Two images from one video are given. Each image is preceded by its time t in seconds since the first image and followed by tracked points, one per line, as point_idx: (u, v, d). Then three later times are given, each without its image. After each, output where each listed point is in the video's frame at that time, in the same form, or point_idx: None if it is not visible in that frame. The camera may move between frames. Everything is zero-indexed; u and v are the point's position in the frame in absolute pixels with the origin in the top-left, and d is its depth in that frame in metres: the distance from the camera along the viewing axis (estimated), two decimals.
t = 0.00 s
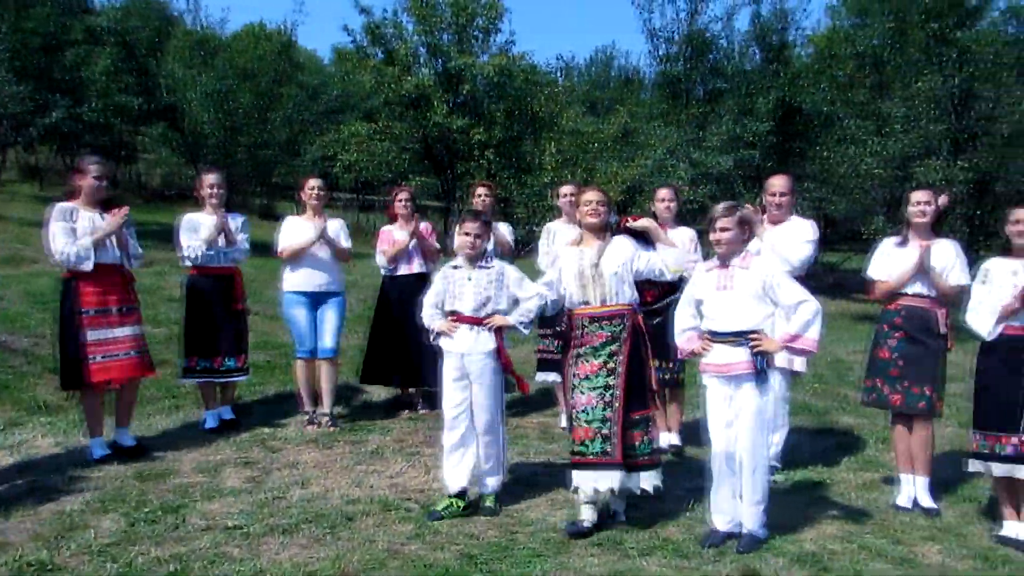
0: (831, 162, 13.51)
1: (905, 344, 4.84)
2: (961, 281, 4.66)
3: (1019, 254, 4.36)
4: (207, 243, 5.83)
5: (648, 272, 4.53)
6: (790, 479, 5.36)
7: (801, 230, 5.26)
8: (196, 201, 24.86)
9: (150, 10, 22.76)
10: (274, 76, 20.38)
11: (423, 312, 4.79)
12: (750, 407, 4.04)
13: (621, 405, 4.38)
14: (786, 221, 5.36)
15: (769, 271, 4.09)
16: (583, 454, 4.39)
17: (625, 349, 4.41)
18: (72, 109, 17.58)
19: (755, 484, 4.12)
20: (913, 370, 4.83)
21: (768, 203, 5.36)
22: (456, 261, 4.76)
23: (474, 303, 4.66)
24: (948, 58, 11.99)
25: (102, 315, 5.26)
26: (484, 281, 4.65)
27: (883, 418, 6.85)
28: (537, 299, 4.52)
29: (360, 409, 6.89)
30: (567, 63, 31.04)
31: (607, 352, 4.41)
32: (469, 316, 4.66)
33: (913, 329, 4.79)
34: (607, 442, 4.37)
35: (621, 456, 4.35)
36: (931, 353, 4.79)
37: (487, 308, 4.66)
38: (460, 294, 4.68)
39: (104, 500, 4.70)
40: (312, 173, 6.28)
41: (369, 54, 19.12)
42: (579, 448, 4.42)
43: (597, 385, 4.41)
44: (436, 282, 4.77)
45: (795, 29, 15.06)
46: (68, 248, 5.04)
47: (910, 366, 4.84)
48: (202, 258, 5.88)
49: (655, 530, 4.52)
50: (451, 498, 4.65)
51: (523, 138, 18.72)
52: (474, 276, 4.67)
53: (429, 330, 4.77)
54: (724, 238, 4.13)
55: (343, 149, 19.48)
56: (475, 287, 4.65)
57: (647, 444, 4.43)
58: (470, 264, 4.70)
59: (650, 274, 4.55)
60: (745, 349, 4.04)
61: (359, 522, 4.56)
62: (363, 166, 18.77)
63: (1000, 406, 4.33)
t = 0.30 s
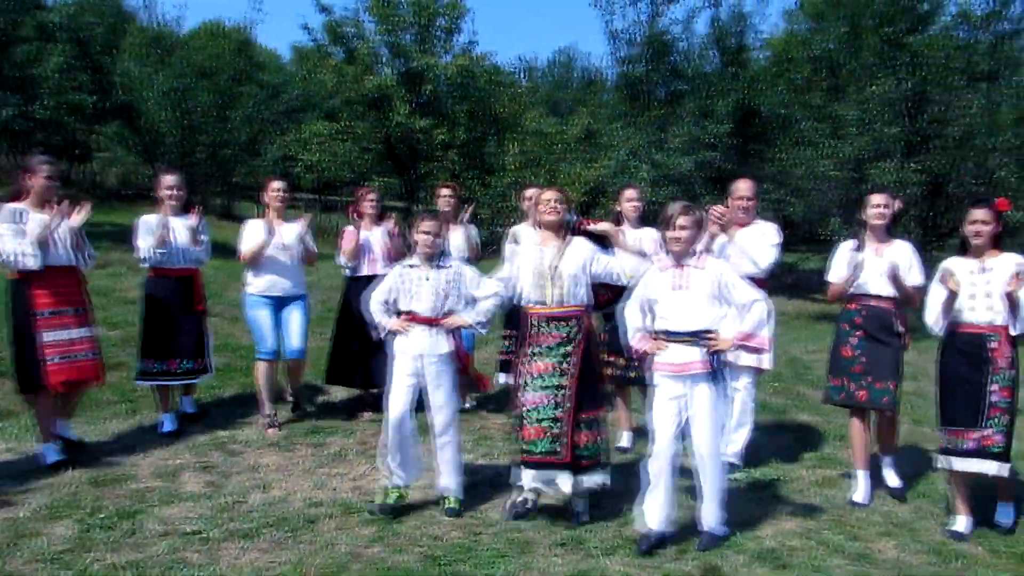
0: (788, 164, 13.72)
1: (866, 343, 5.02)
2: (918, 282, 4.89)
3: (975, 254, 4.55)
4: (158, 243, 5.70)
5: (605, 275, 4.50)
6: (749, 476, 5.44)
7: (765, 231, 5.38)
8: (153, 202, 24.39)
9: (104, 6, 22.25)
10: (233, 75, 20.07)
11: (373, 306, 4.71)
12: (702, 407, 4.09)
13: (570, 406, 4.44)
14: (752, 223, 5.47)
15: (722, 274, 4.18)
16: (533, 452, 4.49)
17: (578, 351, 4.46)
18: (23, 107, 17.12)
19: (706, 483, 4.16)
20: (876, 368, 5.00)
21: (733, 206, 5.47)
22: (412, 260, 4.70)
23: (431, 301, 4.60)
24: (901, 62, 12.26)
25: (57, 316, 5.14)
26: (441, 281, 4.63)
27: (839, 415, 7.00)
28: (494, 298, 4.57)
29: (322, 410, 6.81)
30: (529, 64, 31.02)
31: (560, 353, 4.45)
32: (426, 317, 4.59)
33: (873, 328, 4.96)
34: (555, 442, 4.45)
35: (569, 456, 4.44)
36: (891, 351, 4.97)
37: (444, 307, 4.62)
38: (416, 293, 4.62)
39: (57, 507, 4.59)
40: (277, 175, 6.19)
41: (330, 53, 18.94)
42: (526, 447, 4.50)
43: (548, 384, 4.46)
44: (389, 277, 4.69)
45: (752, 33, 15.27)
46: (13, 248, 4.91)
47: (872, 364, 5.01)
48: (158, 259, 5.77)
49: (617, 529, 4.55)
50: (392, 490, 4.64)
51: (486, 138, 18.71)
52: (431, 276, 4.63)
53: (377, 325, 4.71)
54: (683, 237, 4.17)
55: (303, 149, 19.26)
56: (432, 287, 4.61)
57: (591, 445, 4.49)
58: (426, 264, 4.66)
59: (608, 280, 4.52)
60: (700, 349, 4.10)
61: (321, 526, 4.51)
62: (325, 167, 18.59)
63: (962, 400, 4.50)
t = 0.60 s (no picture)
0: (748, 166, 13.91)
1: (832, 341, 5.19)
2: (881, 279, 5.09)
3: (946, 253, 4.73)
4: (123, 243, 5.59)
5: (549, 280, 4.54)
6: (710, 475, 5.50)
7: (735, 236, 5.51)
8: (110, 202, 23.89)
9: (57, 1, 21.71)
10: (191, 72, 19.72)
11: (297, 308, 4.48)
12: (646, 406, 4.15)
13: (506, 403, 4.43)
14: (718, 227, 5.57)
15: (668, 279, 4.22)
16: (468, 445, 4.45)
17: (517, 352, 4.46)
18: None
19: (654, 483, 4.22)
20: (840, 365, 5.16)
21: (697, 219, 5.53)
22: (350, 262, 4.55)
23: (367, 308, 4.48)
24: (857, 66, 12.48)
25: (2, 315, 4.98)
26: (377, 288, 4.50)
27: (799, 413, 7.11)
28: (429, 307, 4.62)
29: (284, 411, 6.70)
30: (494, 65, 30.96)
31: (499, 353, 4.44)
32: (361, 323, 4.47)
33: (838, 326, 5.15)
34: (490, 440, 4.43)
35: (497, 451, 4.42)
36: (852, 349, 5.14)
37: (377, 314, 4.50)
38: (350, 298, 4.48)
39: (7, 513, 4.47)
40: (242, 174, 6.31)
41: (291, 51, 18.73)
42: (462, 441, 4.46)
43: (485, 385, 4.45)
44: (317, 279, 4.49)
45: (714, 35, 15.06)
46: None
47: (836, 362, 5.17)
48: (120, 258, 5.65)
49: (580, 529, 4.56)
50: (322, 508, 4.49)
51: (450, 139, 18.52)
52: (369, 281, 4.50)
53: (303, 325, 4.45)
54: (635, 240, 4.18)
55: (265, 148, 19.01)
56: (368, 293, 4.48)
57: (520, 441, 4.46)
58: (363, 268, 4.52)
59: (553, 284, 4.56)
60: (645, 351, 4.14)
61: (282, 529, 4.46)
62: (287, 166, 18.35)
63: (934, 395, 4.68)
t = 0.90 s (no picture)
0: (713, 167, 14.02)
1: (798, 337, 5.34)
2: (843, 277, 5.24)
3: (910, 254, 4.93)
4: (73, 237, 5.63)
5: (508, 275, 4.58)
6: (677, 473, 5.55)
7: (713, 237, 5.75)
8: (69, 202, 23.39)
9: None
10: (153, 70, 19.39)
11: (250, 304, 4.34)
12: (607, 408, 4.18)
13: (474, 402, 4.44)
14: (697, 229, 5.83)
15: (626, 276, 4.29)
16: (431, 451, 4.39)
17: (481, 351, 4.48)
18: None
19: (615, 484, 4.19)
20: (806, 361, 5.31)
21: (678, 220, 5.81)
22: (303, 260, 4.51)
23: (326, 307, 4.52)
24: (818, 69, 12.72)
25: None
26: (330, 287, 4.57)
27: (764, 412, 7.19)
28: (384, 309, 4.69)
29: (249, 413, 6.62)
30: (461, 67, 30.86)
31: (463, 351, 4.45)
32: (323, 321, 4.49)
33: (804, 323, 5.29)
34: (456, 440, 4.40)
35: (469, 453, 4.39)
36: (815, 345, 5.29)
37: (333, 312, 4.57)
38: (307, 296, 4.46)
39: None
40: (205, 173, 6.42)
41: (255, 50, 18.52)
42: (426, 445, 4.41)
43: (452, 383, 4.44)
44: (275, 274, 4.41)
45: (679, 38, 15.13)
46: None
47: (803, 357, 5.33)
48: (70, 253, 5.69)
49: (549, 529, 4.57)
50: (290, 510, 4.44)
51: (418, 139, 18.38)
52: (326, 281, 4.55)
53: (257, 323, 4.35)
54: (596, 238, 4.20)
55: (229, 148, 18.75)
56: (326, 292, 4.54)
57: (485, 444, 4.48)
58: (318, 267, 4.52)
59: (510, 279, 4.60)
60: (609, 348, 4.20)
61: (248, 534, 4.40)
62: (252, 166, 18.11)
63: (905, 390, 4.85)
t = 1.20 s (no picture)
0: (682, 168, 14.14)
1: (769, 336, 5.43)
2: (809, 280, 5.32)
3: (882, 253, 5.06)
4: (23, 237, 5.56)
5: (479, 281, 4.57)
6: (647, 472, 5.58)
7: (695, 244, 5.84)
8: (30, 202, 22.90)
9: None
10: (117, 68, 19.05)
11: (217, 305, 4.28)
12: (583, 405, 4.16)
13: (443, 405, 4.40)
14: (681, 234, 5.89)
15: (600, 274, 4.28)
16: (405, 453, 4.43)
17: (451, 354, 4.46)
18: None
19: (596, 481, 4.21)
20: (776, 358, 5.39)
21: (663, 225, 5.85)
22: (269, 262, 4.47)
23: (296, 309, 4.46)
24: (785, 72, 12.88)
25: None
26: (301, 289, 4.51)
27: (732, 410, 7.27)
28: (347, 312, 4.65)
29: (215, 415, 6.52)
30: (431, 67, 30.74)
31: (433, 355, 4.43)
32: (292, 324, 4.43)
33: (773, 321, 5.38)
34: (427, 444, 4.40)
35: (440, 458, 4.39)
36: (786, 344, 5.37)
37: (303, 314, 4.51)
38: (276, 299, 4.41)
39: None
40: (170, 172, 6.38)
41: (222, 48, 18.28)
42: (400, 448, 4.45)
43: (421, 388, 4.42)
44: (241, 276, 4.35)
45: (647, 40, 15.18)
46: None
47: (774, 354, 5.40)
48: (21, 251, 5.62)
49: (519, 529, 4.57)
50: (256, 514, 4.38)
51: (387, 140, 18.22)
52: (295, 282, 4.49)
53: (225, 327, 4.28)
54: (564, 237, 4.21)
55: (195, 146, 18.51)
56: (296, 294, 4.48)
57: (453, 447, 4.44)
58: (286, 269, 4.48)
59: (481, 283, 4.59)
60: (581, 347, 4.20)
61: (214, 538, 4.34)
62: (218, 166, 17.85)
63: (873, 382, 4.98)
